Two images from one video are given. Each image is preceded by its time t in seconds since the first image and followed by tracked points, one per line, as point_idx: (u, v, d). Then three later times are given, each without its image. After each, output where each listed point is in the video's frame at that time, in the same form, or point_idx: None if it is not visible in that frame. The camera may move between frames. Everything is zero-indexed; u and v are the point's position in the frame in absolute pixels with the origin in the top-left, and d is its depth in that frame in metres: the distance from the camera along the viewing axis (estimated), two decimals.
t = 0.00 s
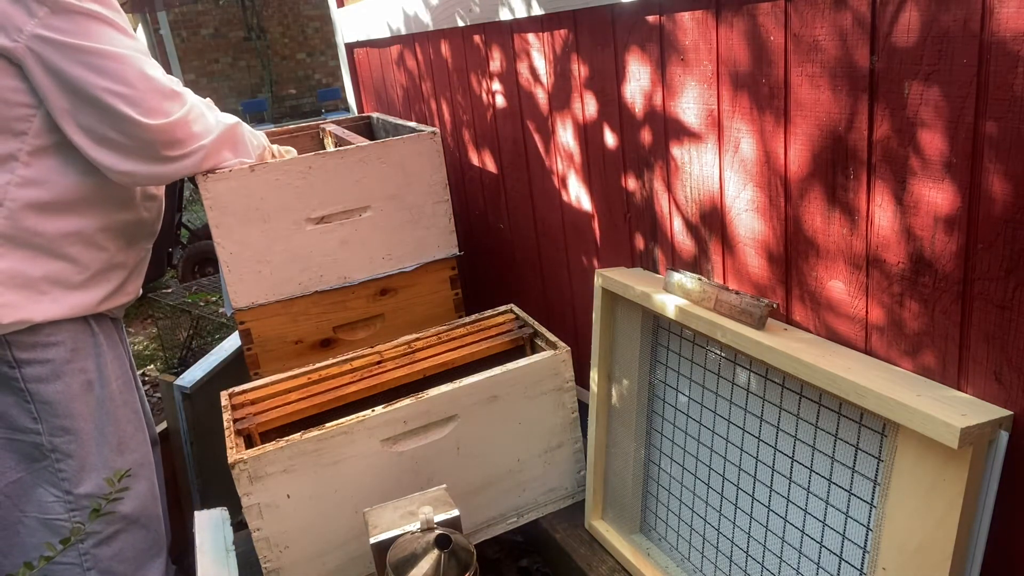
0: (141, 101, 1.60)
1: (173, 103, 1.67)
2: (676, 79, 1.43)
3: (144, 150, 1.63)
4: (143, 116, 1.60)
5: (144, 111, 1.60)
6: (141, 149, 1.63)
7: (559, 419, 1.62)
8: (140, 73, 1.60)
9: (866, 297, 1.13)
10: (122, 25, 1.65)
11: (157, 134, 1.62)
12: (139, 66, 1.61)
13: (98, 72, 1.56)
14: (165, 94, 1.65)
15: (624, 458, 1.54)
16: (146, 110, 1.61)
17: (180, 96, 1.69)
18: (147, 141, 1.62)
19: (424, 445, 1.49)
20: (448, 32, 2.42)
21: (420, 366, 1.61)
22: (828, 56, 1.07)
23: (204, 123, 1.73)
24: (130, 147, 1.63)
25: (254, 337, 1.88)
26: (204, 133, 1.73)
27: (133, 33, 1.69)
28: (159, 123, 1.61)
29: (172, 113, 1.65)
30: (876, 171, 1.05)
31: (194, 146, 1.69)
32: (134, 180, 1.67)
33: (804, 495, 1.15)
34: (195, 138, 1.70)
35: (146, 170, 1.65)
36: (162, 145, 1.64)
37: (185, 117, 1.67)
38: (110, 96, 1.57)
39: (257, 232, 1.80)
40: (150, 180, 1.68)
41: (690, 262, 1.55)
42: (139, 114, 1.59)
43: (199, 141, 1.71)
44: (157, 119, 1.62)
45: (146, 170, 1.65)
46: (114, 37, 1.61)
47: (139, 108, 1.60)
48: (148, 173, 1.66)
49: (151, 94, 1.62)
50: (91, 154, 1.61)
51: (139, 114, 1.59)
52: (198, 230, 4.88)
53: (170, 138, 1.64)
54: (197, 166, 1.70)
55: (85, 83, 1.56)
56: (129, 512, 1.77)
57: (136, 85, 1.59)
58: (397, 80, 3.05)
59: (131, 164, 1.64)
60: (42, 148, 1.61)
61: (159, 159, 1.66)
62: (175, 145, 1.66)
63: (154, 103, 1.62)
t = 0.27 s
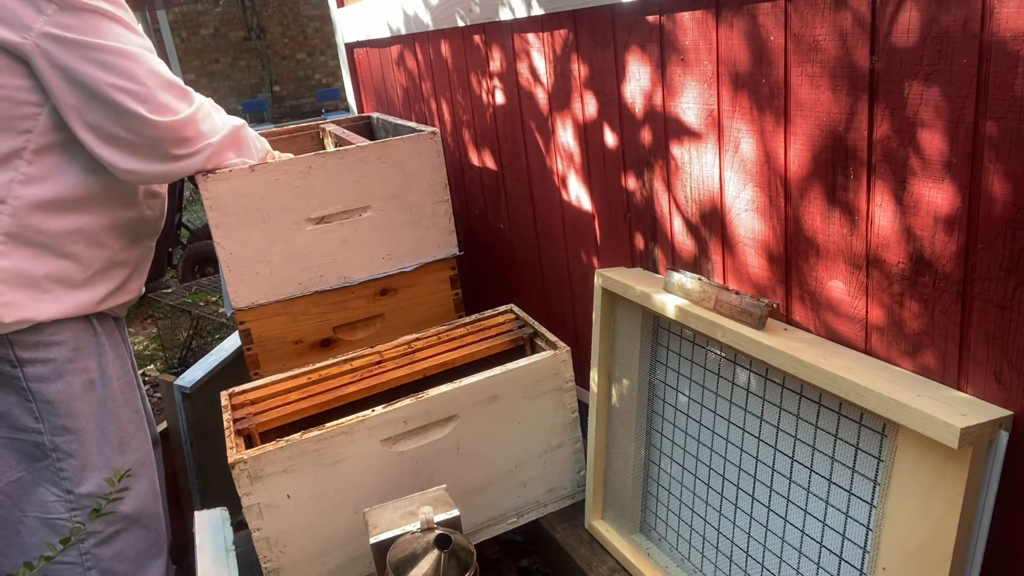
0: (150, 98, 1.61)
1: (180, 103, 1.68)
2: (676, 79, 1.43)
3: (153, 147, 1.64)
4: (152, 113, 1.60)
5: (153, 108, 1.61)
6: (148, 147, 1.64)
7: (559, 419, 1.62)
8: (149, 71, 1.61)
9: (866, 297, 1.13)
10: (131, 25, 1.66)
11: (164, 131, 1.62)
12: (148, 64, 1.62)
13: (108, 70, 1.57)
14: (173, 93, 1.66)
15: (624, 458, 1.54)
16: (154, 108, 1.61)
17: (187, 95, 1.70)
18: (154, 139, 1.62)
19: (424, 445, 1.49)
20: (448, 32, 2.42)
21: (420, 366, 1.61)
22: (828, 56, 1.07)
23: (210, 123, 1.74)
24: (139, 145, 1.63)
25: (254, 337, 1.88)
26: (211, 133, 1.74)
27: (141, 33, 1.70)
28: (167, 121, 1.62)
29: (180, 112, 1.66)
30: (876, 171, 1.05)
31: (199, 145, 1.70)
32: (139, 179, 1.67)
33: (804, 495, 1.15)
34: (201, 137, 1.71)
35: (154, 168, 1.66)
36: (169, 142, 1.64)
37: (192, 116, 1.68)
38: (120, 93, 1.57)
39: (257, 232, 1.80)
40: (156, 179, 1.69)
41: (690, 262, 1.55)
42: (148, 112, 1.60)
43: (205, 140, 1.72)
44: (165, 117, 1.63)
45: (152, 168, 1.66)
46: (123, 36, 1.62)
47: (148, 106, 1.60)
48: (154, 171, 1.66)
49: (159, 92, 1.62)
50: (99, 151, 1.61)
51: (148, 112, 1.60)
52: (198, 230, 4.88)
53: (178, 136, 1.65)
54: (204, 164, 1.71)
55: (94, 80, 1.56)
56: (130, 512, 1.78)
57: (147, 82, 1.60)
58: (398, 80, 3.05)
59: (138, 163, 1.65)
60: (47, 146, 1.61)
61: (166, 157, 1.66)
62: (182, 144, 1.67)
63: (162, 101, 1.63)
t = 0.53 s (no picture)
0: (152, 100, 1.61)
1: (184, 104, 1.68)
2: (676, 79, 1.43)
3: (156, 149, 1.64)
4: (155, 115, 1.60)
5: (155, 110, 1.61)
6: (150, 149, 1.64)
7: (559, 419, 1.62)
8: (154, 73, 1.61)
9: (866, 297, 1.13)
10: (136, 25, 1.67)
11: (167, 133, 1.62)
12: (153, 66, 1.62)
13: (113, 71, 1.57)
14: (177, 94, 1.66)
15: (624, 458, 1.54)
16: (157, 109, 1.61)
17: (190, 97, 1.71)
18: (157, 140, 1.62)
19: (424, 445, 1.49)
20: (448, 33, 2.42)
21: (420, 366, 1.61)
22: (828, 56, 1.07)
23: (213, 125, 1.74)
24: (142, 147, 1.63)
25: (254, 337, 1.87)
26: (214, 134, 1.75)
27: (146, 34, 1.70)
28: (170, 122, 1.62)
29: (183, 113, 1.66)
30: (876, 171, 1.05)
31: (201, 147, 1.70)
32: (141, 180, 1.67)
33: (803, 495, 1.15)
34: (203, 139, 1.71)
35: (156, 169, 1.66)
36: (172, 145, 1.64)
37: (195, 118, 1.68)
38: (125, 93, 1.57)
39: (257, 232, 1.80)
40: (158, 180, 1.69)
41: (690, 262, 1.55)
42: (151, 113, 1.60)
43: (208, 141, 1.72)
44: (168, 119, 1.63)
45: (154, 169, 1.66)
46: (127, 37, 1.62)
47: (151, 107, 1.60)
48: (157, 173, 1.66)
49: (163, 93, 1.62)
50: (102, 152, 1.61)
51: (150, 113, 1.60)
52: (198, 230, 4.88)
53: (180, 138, 1.65)
54: (207, 166, 1.71)
55: (99, 80, 1.56)
56: (131, 512, 1.77)
57: (151, 84, 1.60)
58: (398, 80, 3.05)
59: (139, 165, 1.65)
60: (52, 146, 1.61)
61: (168, 159, 1.66)
62: (184, 145, 1.67)
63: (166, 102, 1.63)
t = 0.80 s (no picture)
0: (152, 107, 1.60)
1: (184, 110, 1.68)
2: (676, 79, 1.43)
3: (156, 155, 1.64)
4: (154, 123, 1.60)
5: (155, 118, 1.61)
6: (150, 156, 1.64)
7: (559, 419, 1.62)
8: (153, 79, 1.61)
9: (866, 297, 1.13)
10: (137, 31, 1.66)
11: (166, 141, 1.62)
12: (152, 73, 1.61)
13: (112, 78, 1.57)
14: (176, 100, 1.66)
15: (624, 458, 1.54)
16: (157, 117, 1.61)
17: (190, 103, 1.70)
18: (157, 147, 1.62)
19: (424, 445, 1.49)
20: (448, 32, 2.42)
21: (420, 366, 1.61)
22: (828, 56, 1.07)
23: (213, 130, 1.74)
24: (142, 153, 1.63)
25: (254, 337, 1.88)
26: (214, 139, 1.74)
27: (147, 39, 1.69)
28: (169, 129, 1.62)
29: (183, 120, 1.66)
30: (876, 171, 1.05)
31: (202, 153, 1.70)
32: (142, 186, 1.68)
33: (804, 495, 1.15)
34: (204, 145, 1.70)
35: (157, 175, 1.67)
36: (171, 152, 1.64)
37: (195, 124, 1.68)
38: (123, 101, 1.57)
39: (257, 232, 1.80)
40: (158, 185, 1.69)
41: (690, 262, 1.55)
42: (150, 120, 1.60)
43: (209, 147, 1.72)
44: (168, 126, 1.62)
45: (154, 176, 1.66)
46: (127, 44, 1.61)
47: (150, 115, 1.60)
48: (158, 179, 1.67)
49: (162, 100, 1.62)
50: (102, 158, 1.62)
51: (149, 121, 1.59)
52: (198, 230, 4.88)
53: (180, 144, 1.65)
54: (207, 172, 1.71)
55: (97, 88, 1.56)
56: (130, 512, 1.77)
57: (151, 90, 1.60)
58: (398, 80, 3.05)
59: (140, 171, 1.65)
60: (52, 151, 1.62)
61: (168, 166, 1.66)
62: (184, 151, 1.66)
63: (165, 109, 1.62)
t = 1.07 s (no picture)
0: (151, 109, 1.60)
1: (184, 111, 1.68)
2: (676, 79, 1.43)
3: (156, 157, 1.64)
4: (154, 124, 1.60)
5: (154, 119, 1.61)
6: (150, 158, 1.64)
7: (559, 419, 1.62)
8: (153, 81, 1.61)
9: (866, 297, 1.13)
10: (137, 31, 1.66)
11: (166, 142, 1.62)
12: (152, 74, 1.61)
13: (111, 79, 1.57)
14: (176, 101, 1.66)
15: (624, 458, 1.54)
16: (157, 119, 1.61)
17: (191, 104, 1.70)
18: (157, 148, 1.62)
19: (424, 445, 1.49)
20: (448, 32, 2.42)
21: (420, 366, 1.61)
22: (828, 56, 1.07)
23: (214, 131, 1.74)
24: (143, 155, 1.63)
25: (254, 337, 1.88)
26: (215, 141, 1.75)
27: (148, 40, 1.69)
28: (169, 131, 1.61)
29: (183, 121, 1.66)
30: (876, 171, 1.05)
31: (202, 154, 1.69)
32: (143, 187, 1.68)
33: (804, 495, 1.15)
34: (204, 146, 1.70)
35: (157, 177, 1.67)
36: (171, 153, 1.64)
37: (196, 125, 1.68)
38: (123, 103, 1.57)
39: (257, 233, 1.80)
40: (160, 187, 1.69)
41: (690, 262, 1.55)
42: (150, 122, 1.60)
43: (210, 148, 1.72)
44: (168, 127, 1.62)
45: (155, 177, 1.66)
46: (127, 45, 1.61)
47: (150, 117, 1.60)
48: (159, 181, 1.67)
49: (162, 101, 1.62)
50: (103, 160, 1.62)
51: (149, 122, 1.59)
52: (198, 231, 4.88)
53: (180, 145, 1.65)
54: (208, 173, 1.71)
55: (97, 89, 1.55)
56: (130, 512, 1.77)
57: (151, 92, 1.60)
58: (398, 80, 3.05)
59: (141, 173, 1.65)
60: (52, 153, 1.62)
61: (169, 167, 1.66)
62: (185, 153, 1.66)
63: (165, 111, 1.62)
